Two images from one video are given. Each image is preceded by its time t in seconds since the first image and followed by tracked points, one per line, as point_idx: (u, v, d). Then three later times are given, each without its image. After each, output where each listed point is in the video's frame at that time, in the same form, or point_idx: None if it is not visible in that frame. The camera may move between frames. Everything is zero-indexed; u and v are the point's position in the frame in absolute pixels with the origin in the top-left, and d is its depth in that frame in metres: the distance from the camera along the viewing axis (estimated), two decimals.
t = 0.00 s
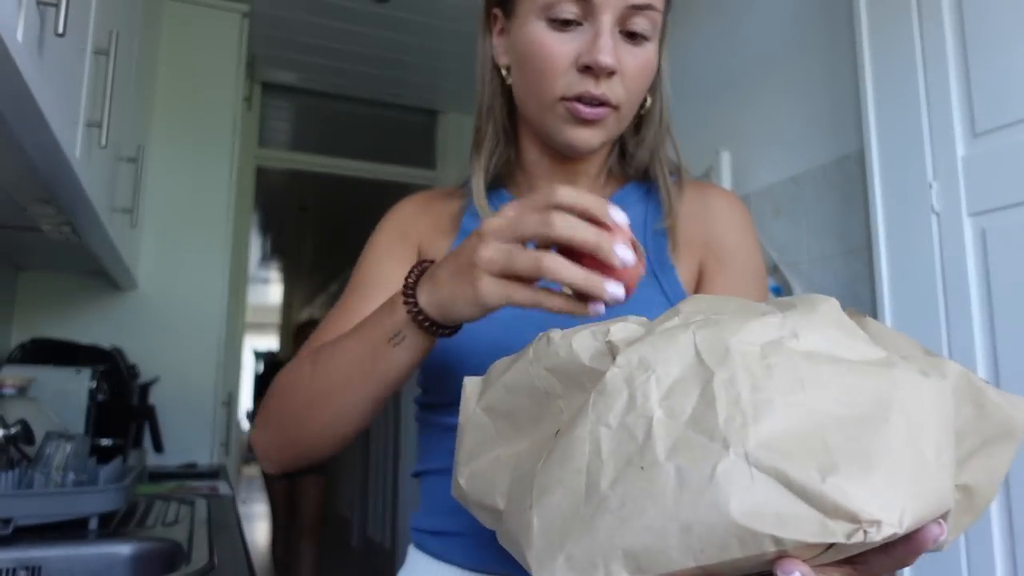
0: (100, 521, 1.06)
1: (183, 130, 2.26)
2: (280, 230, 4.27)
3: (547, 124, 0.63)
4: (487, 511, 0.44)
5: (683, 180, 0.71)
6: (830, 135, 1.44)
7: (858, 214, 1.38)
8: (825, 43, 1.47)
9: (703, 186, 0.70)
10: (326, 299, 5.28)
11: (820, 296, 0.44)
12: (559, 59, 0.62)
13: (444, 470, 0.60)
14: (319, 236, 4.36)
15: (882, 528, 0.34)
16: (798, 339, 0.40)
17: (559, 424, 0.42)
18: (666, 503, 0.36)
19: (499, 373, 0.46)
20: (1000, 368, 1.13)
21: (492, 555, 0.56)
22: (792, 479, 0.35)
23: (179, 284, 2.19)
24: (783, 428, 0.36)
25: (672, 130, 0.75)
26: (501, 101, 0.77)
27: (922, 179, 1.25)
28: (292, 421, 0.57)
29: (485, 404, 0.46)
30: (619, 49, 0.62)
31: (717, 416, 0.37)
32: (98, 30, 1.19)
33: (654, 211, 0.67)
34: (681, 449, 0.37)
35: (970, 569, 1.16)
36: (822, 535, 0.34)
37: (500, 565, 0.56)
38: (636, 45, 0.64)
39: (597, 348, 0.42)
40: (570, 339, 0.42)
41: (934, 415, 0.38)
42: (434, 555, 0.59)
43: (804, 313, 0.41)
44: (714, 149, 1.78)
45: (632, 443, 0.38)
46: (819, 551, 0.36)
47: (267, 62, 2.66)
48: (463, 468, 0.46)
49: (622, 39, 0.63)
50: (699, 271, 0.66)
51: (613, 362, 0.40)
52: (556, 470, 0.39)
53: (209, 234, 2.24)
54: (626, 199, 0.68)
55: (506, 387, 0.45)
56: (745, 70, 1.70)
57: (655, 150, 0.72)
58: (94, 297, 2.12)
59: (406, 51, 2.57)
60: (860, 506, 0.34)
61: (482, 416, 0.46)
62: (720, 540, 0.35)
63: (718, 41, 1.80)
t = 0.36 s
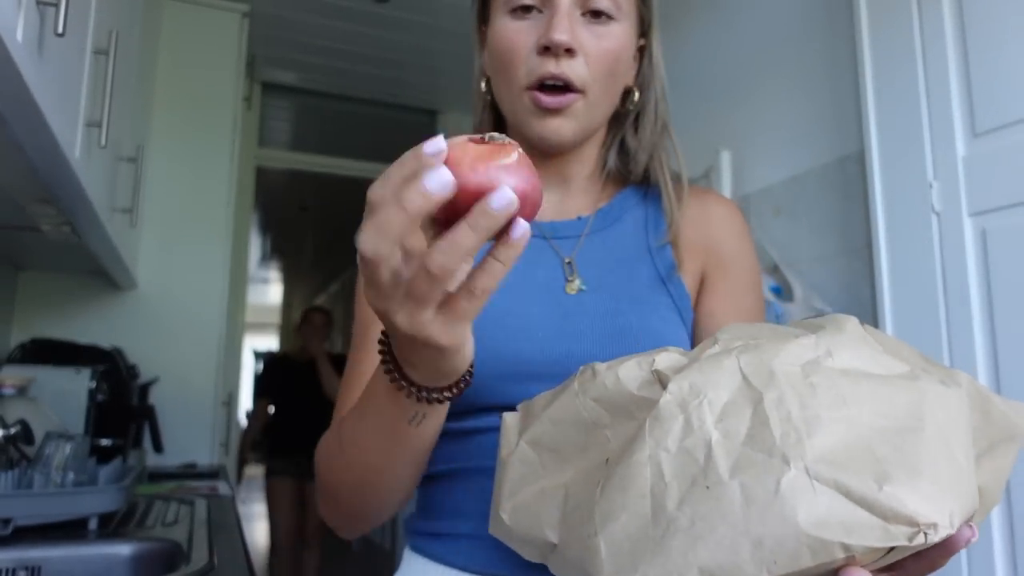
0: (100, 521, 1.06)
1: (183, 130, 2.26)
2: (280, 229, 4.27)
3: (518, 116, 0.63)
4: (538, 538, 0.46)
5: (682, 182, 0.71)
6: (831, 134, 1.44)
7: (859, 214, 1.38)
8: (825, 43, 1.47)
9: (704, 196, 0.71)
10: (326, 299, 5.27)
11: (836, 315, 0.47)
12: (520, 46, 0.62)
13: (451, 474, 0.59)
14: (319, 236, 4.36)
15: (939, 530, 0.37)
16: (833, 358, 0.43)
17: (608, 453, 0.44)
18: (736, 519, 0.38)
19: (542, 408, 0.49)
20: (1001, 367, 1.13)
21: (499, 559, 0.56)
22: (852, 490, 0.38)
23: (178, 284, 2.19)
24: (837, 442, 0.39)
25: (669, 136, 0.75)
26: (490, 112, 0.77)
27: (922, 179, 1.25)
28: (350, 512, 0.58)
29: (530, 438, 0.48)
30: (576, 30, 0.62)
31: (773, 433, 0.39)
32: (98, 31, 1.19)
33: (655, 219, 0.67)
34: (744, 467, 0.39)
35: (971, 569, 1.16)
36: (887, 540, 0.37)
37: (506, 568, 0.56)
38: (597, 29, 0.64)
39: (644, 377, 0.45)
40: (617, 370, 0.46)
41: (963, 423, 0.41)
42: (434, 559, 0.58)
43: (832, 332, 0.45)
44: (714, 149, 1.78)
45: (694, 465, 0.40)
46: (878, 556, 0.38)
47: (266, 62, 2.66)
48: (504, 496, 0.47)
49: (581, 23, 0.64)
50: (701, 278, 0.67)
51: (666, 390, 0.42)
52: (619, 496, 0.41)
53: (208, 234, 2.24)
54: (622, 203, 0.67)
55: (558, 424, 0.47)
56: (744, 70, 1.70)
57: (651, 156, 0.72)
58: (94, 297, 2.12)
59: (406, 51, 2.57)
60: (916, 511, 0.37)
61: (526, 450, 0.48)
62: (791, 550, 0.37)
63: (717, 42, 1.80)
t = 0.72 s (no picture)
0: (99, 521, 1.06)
1: (183, 130, 2.26)
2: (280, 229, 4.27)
3: (503, 116, 0.63)
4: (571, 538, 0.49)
5: (673, 181, 0.71)
6: (831, 134, 1.44)
7: (858, 214, 1.38)
8: (824, 43, 1.47)
9: (694, 200, 0.71)
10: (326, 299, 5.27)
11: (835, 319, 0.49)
12: (503, 49, 0.62)
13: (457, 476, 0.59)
14: (319, 236, 4.36)
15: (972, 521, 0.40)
16: (857, 359, 0.45)
17: (639, 458, 0.47)
18: (784, 518, 0.40)
19: (567, 416, 0.51)
20: (1000, 366, 1.12)
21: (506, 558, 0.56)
22: (892, 486, 0.41)
23: (178, 284, 2.19)
24: (874, 442, 0.42)
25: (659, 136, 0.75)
26: (476, 115, 0.77)
27: (921, 180, 1.25)
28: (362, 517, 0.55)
29: (556, 444, 0.50)
30: (558, 32, 0.62)
31: (812, 434, 0.42)
32: (98, 31, 1.19)
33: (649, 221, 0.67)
34: (788, 467, 0.41)
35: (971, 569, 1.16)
36: (930, 533, 0.40)
37: (511, 568, 0.56)
38: (582, 32, 0.63)
39: (675, 382, 0.46)
40: (648, 375, 0.47)
41: (974, 421, 0.45)
42: (438, 562, 0.58)
43: (850, 334, 0.47)
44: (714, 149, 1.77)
45: (736, 467, 0.42)
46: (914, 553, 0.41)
47: (267, 62, 2.67)
48: (532, 498, 0.50)
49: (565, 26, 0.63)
50: (694, 276, 0.67)
51: (701, 394, 0.44)
52: (663, 499, 0.43)
53: (209, 234, 2.24)
54: (614, 205, 0.67)
55: (592, 429, 0.49)
56: (744, 70, 1.70)
57: (641, 156, 0.72)
58: (94, 297, 2.12)
59: (406, 51, 2.57)
60: (952, 504, 0.40)
61: (553, 455, 0.50)
62: (841, 545, 0.39)
63: (717, 42, 1.80)
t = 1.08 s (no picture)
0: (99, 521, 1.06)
1: (183, 130, 2.26)
2: (280, 229, 4.27)
3: (484, 134, 0.65)
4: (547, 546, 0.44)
5: (672, 178, 0.71)
6: (831, 134, 1.44)
7: (858, 214, 1.38)
8: (824, 43, 1.47)
9: (701, 198, 0.70)
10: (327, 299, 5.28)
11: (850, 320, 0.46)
12: (469, 69, 0.64)
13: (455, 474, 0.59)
14: (320, 237, 4.37)
15: (953, 538, 0.36)
16: (846, 365, 0.41)
17: (617, 463, 0.42)
18: (751, 528, 0.36)
19: (550, 417, 0.46)
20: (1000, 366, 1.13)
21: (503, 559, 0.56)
22: (868, 498, 0.36)
23: (178, 284, 2.19)
24: (853, 450, 0.37)
25: (664, 133, 0.75)
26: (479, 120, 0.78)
27: (921, 180, 1.25)
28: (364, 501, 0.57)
29: (538, 447, 0.46)
30: (517, 43, 0.62)
31: (788, 441, 0.38)
32: (98, 31, 1.19)
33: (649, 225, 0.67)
34: (761, 475, 0.37)
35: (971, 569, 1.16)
36: (904, 549, 0.36)
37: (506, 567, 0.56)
38: (546, 36, 0.63)
39: (657, 386, 0.42)
40: (628, 378, 0.43)
41: (974, 430, 0.40)
42: (434, 558, 0.58)
43: (844, 339, 0.43)
44: (714, 149, 1.78)
45: (708, 473, 0.38)
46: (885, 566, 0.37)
47: (267, 62, 2.67)
48: (511, 501, 0.46)
49: (526, 32, 0.63)
50: (698, 276, 0.67)
51: (679, 398, 0.40)
52: (632, 504, 0.39)
53: (208, 234, 2.24)
54: (615, 206, 0.68)
55: (574, 430, 0.45)
56: (744, 70, 1.70)
57: (642, 153, 0.72)
58: (94, 296, 2.12)
59: (405, 51, 2.57)
60: (934, 520, 0.36)
61: (533, 459, 0.46)
62: (807, 558, 0.36)
63: (717, 42, 1.80)
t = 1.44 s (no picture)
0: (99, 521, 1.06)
1: (183, 130, 2.26)
2: (281, 229, 4.28)
3: (523, 149, 0.65)
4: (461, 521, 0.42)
5: (683, 174, 0.69)
6: (830, 134, 1.44)
7: (858, 214, 1.38)
8: (824, 43, 1.47)
9: (710, 191, 0.67)
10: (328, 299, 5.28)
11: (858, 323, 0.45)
12: (511, 90, 0.63)
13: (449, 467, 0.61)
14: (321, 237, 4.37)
15: (833, 566, 0.31)
16: (777, 361, 0.36)
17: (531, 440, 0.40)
18: (617, 527, 0.33)
19: (485, 383, 0.44)
20: (999, 367, 1.13)
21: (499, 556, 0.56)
22: (745, 510, 0.32)
23: (178, 284, 2.19)
24: (745, 458, 0.33)
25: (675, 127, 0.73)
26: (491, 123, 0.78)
27: (921, 180, 1.25)
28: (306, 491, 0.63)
29: (471, 414, 0.44)
30: (566, 66, 0.61)
31: (680, 441, 0.34)
32: (98, 31, 1.19)
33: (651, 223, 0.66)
34: (640, 473, 0.33)
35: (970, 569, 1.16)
36: (771, 572, 0.31)
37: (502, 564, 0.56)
38: (591, 57, 0.62)
39: (575, 366, 0.39)
40: (549, 354, 0.40)
41: (919, 445, 0.35)
42: (434, 552, 0.59)
43: (789, 332, 0.38)
44: (714, 149, 1.78)
45: (593, 465, 0.35)
46: None
47: (267, 62, 2.67)
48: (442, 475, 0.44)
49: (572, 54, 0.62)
50: (701, 274, 0.64)
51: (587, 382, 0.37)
52: (524, 485, 0.36)
53: (208, 234, 2.24)
54: (626, 204, 0.68)
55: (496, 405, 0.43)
56: (744, 70, 1.70)
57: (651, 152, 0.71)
58: (94, 297, 2.12)
59: (404, 51, 2.57)
60: (816, 543, 0.31)
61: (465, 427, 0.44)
62: (666, 567, 0.32)
63: (717, 42, 1.80)
